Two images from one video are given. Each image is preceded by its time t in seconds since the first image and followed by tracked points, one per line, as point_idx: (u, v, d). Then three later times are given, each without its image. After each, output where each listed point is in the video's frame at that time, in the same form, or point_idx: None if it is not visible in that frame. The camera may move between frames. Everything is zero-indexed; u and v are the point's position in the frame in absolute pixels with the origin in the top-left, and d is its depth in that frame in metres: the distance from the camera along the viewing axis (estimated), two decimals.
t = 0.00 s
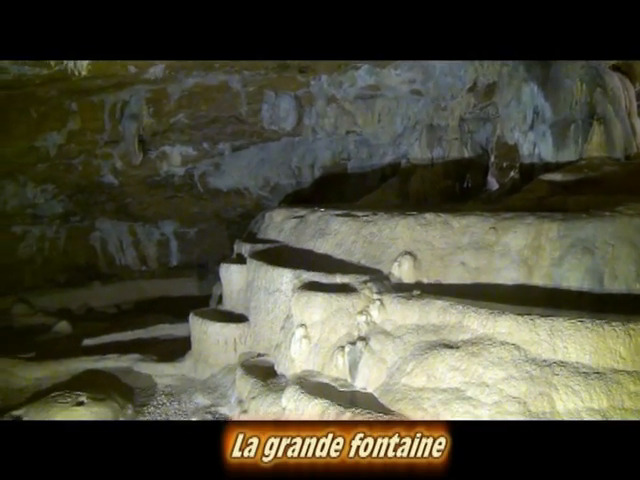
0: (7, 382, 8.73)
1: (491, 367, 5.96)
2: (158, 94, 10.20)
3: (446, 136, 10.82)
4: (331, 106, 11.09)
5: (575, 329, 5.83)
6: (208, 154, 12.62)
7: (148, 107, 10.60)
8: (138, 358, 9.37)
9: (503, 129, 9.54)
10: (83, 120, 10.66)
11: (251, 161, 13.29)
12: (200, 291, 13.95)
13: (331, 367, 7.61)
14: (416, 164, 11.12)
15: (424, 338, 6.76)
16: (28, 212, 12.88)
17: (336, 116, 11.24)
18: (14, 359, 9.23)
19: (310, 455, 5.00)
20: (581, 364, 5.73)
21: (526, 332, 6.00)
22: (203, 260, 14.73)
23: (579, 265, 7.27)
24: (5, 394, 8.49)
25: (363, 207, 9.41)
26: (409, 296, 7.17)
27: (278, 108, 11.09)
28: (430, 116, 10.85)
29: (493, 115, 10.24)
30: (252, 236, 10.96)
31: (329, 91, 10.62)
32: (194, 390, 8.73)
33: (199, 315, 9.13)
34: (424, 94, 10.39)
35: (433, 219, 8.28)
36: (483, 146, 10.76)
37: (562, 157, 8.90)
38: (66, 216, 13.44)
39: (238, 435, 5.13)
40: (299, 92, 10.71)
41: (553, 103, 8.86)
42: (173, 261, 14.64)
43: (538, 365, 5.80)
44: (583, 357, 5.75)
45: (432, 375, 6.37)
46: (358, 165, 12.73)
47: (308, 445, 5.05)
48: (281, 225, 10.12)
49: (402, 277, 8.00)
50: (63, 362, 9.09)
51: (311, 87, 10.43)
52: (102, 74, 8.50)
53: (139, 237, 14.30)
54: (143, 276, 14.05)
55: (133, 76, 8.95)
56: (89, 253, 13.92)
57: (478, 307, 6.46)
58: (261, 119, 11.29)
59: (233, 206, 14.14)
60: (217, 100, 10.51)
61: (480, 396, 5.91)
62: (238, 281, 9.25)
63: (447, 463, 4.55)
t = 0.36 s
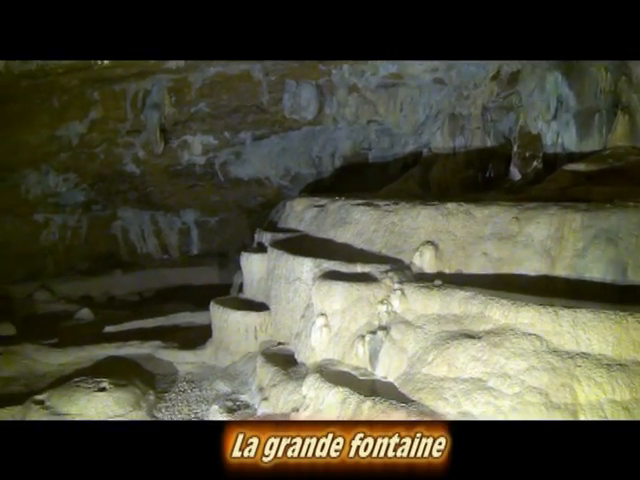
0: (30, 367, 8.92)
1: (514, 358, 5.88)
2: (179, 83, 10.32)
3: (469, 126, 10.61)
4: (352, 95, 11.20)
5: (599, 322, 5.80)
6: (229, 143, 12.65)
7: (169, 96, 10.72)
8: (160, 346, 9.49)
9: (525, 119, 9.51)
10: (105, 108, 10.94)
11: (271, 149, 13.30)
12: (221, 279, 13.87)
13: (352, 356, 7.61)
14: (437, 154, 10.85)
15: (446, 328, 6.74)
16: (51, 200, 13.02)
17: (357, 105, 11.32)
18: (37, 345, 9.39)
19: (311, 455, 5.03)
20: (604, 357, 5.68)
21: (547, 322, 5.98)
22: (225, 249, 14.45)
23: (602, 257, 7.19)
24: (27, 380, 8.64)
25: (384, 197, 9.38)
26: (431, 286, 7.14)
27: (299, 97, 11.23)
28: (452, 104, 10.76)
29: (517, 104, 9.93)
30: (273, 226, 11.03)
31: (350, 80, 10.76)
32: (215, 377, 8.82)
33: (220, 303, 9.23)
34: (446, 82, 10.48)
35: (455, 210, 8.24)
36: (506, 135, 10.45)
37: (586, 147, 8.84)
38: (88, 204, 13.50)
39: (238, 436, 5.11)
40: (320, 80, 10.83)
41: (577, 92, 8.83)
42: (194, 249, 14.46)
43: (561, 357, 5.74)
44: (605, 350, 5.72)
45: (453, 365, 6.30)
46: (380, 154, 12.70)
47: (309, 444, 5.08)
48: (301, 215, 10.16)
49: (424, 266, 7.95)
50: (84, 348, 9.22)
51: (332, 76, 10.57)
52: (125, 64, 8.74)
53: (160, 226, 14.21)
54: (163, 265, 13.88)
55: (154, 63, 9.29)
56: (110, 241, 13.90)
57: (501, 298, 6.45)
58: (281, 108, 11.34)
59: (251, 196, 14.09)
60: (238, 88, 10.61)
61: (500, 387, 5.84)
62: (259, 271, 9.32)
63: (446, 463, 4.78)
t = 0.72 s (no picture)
0: (56, 358, 9.09)
1: (535, 347, 5.87)
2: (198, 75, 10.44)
3: (489, 112, 10.48)
4: (370, 84, 11.23)
5: (621, 310, 5.74)
6: (249, 134, 12.69)
7: (189, 90, 10.80)
8: (184, 336, 9.62)
9: (546, 104, 9.47)
10: (124, 101, 10.93)
11: (291, 139, 13.23)
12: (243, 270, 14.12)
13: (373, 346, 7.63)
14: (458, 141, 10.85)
15: (468, 317, 6.70)
16: (73, 194, 13.15)
17: (377, 94, 11.34)
18: (62, 336, 9.56)
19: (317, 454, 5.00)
20: (626, 344, 5.59)
21: (568, 310, 5.95)
22: (247, 240, 14.94)
23: (626, 243, 7.08)
24: (52, 371, 8.78)
25: (406, 185, 9.34)
26: (452, 275, 7.11)
27: (318, 87, 11.20)
28: (473, 91, 10.63)
29: (538, 89, 9.72)
30: (294, 216, 11.10)
31: (368, 69, 10.81)
32: (238, 367, 8.90)
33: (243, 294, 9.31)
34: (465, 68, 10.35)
35: (476, 198, 8.18)
36: (528, 120, 10.18)
37: (608, 132, 8.73)
38: (109, 200, 13.82)
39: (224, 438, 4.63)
40: (339, 70, 10.90)
41: (598, 76, 8.63)
42: (216, 241, 14.97)
43: (583, 345, 5.68)
44: (628, 337, 5.63)
45: (475, 354, 6.29)
46: (400, 143, 12.40)
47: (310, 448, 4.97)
48: (322, 204, 10.18)
49: (445, 255, 7.93)
50: (108, 339, 9.37)
51: (350, 65, 10.65)
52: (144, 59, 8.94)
53: (182, 218, 14.70)
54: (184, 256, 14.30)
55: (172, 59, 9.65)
56: (132, 234, 14.37)
57: (522, 286, 6.43)
58: (300, 99, 11.34)
59: (271, 189, 14.29)
60: (257, 79, 10.66)
61: (523, 377, 5.78)
62: (281, 261, 9.39)
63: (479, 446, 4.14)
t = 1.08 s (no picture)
0: (74, 350, 9.18)
1: (554, 337, 5.83)
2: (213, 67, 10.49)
3: (505, 100, 10.36)
4: (385, 73, 11.18)
5: None
6: (264, 126, 12.68)
7: (203, 81, 10.84)
8: (201, 328, 9.69)
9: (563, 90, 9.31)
10: (139, 95, 11.02)
11: (306, 129, 13.18)
12: (259, 261, 14.23)
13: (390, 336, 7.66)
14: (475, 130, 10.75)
15: (485, 307, 6.67)
16: (89, 187, 13.32)
17: (392, 84, 11.25)
18: (80, 328, 9.65)
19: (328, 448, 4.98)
20: None
21: (589, 299, 5.88)
22: (262, 231, 15.00)
23: None
24: (71, 362, 8.89)
25: (421, 175, 9.31)
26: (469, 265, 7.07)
27: (333, 78, 11.27)
28: (488, 79, 10.43)
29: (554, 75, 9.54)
30: (310, 207, 11.09)
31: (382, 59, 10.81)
32: (255, 357, 8.99)
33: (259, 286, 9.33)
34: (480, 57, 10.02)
35: (493, 188, 8.08)
36: (544, 107, 10.13)
37: (626, 118, 8.64)
38: (126, 191, 13.88)
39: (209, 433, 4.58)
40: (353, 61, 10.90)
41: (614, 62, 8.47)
42: (232, 233, 15.03)
43: (602, 335, 5.65)
44: None
45: (493, 344, 6.26)
46: (416, 132, 12.37)
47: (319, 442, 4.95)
48: (338, 194, 10.19)
49: (462, 244, 7.90)
50: (126, 332, 9.45)
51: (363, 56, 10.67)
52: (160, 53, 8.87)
53: (198, 210, 14.73)
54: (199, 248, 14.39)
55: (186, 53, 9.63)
56: (149, 227, 14.46)
57: (540, 275, 6.37)
58: (315, 89, 11.42)
59: (286, 180, 14.39)
60: (271, 71, 10.68)
61: (542, 368, 5.78)
62: (297, 252, 9.40)
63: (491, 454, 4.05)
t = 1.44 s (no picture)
0: (91, 339, 9.33)
1: (570, 328, 5.79)
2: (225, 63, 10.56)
3: (521, 89, 10.22)
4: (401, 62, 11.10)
5: None
6: (278, 117, 12.79)
7: (218, 73, 10.89)
8: (216, 318, 9.77)
9: (579, 80, 9.19)
10: (154, 87, 11.02)
11: (321, 122, 13.33)
12: (274, 252, 14.33)
13: (405, 327, 7.64)
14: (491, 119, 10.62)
15: (501, 298, 6.65)
16: (105, 178, 13.42)
17: (407, 74, 11.18)
18: (96, 317, 9.77)
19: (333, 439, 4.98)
20: None
21: (606, 291, 5.85)
22: (278, 222, 15.12)
23: None
24: (86, 351, 9.05)
25: (437, 165, 9.27)
26: (486, 256, 7.03)
27: (348, 68, 11.20)
28: (504, 68, 10.29)
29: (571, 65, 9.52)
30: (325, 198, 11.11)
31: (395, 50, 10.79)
32: (270, 348, 9.06)
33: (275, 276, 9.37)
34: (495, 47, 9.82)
35: (510, 177, 8.01)
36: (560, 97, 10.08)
37: None
38: (142, 183, 14.00)
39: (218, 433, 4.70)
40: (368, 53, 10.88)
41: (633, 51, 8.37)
42: (247, 224, 15.12)
43: (618, 326, 5.63)
44: None
45: (509, 336, 6.23)
46: (432, 122, 12.40)
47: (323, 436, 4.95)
48: (353, 185, 10.18)
49: (478, 235, 7.87)
50: (142, 321, 9.54)
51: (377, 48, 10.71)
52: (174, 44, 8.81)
53: (213, 201, 14.79)
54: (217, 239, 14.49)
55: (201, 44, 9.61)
56: (167, 217, 14.54)
57: (557, 267, 6.33)
58: (330, 80, 11.36)
59: (301, 172, 14.56)
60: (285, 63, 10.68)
61: (557, 359, 5.73)
62: (312, 243, 9.42)
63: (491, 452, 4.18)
